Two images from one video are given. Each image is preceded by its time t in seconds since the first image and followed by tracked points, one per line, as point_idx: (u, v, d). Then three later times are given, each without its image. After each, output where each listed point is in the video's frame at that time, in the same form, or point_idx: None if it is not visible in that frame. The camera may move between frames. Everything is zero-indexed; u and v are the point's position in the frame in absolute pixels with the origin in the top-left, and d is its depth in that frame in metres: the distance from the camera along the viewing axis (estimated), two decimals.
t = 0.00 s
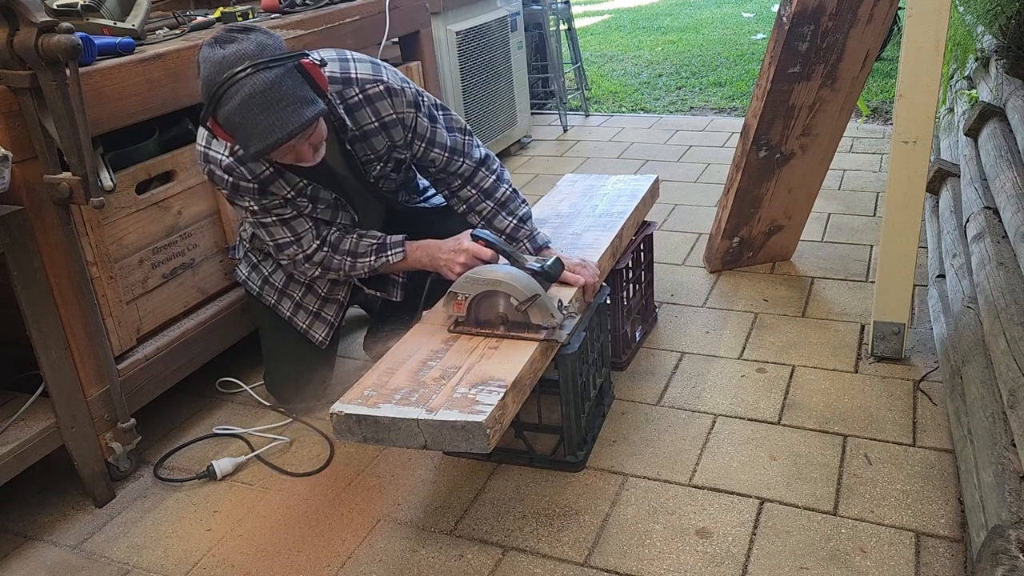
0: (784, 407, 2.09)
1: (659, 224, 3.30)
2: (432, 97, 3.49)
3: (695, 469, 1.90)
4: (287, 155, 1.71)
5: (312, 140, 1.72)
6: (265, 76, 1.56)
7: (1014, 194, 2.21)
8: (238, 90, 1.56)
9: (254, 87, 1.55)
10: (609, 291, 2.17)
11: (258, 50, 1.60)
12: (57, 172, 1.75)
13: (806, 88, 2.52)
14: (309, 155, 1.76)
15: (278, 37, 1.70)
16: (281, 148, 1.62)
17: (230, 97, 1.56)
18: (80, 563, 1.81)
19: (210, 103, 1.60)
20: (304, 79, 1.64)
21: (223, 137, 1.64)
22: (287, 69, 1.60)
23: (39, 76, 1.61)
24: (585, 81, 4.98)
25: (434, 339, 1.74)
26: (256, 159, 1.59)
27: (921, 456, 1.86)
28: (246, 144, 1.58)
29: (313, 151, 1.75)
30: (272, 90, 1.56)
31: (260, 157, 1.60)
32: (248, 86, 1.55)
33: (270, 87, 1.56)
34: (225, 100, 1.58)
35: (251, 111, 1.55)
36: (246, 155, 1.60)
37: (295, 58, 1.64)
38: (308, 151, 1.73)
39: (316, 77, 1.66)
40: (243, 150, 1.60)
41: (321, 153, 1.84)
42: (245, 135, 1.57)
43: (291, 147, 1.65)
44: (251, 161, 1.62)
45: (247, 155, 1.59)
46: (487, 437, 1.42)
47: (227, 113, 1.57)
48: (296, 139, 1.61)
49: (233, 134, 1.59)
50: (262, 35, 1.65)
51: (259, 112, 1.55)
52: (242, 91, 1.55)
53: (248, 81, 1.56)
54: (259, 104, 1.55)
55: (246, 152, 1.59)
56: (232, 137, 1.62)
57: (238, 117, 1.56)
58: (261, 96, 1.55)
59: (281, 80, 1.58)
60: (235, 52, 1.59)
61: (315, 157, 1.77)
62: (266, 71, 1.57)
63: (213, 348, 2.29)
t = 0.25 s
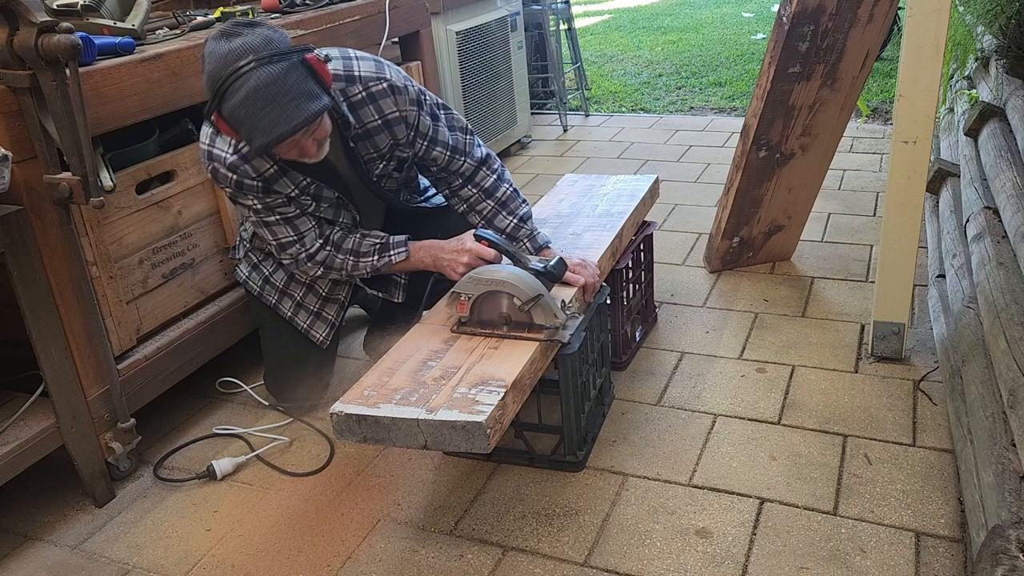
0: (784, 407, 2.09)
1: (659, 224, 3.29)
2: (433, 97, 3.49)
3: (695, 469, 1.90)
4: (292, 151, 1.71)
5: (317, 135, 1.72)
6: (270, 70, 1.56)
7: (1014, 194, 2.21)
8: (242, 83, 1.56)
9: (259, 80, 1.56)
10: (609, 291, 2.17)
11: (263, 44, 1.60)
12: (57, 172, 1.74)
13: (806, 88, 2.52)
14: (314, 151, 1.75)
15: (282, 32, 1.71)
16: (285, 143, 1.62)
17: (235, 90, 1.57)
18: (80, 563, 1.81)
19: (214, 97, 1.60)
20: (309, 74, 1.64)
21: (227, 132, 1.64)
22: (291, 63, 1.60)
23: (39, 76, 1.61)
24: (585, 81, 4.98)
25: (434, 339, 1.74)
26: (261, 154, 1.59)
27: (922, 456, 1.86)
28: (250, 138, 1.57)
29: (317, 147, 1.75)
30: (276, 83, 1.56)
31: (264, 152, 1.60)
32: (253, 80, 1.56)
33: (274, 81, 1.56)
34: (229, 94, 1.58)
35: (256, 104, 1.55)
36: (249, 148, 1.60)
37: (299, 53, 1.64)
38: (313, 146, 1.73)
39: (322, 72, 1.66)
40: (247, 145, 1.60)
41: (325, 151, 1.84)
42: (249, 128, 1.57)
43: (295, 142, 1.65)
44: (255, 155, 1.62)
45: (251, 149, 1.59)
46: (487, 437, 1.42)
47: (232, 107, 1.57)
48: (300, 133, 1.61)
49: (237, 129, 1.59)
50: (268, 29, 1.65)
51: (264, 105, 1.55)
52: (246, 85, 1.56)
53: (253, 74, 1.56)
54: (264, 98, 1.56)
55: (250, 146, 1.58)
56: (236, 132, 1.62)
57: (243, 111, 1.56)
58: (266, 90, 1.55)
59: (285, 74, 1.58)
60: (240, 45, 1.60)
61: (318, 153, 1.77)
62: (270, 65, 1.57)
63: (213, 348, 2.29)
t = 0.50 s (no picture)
0: (784, 407, 2.09)
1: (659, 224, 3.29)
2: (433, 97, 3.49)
3: (695, 469, 1.90)
4: (298, 144, 1.71)
5: (324, 128, 1.72)
6: (278, 61, 1.57)
7: (1014, 194, 2.21)
8: (250, 74, 1.56)
9: (267, 71, 1.56)
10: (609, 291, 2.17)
11: (270, 35, 1.61)
12: (57, 172, 1.74)
13: (806, 88, 2.52)
14: (320, 144, 1.75)
15: (290, 26, 1.72)
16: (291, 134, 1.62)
17: (242, 81, 1.57)
18: (80, 563, 1.81)
19: (222, 88, 1.60)
20: (317, 66, 1.65)
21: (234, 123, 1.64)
22: (299, 54, 1.61)
23: (39, 76, 1.61)
24: (586, 81, 4.98)
25: (434, 339, 1.74)
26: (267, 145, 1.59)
27: (921, 456, 1.86)
28: (257, 129, 1.57)
29: (323, 141, 1.75)
30: (284, 74, 1.56)
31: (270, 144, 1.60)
32: (260, 70, 1.56)
33: (282, 72, 1.57)
34: (236, 84, 1.58)
35: (263, 95, 1.56)
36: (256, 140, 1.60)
37: (307, 45, 1.65)
38: (318, 140, 1.73)
39: (330, 65, 1.66)
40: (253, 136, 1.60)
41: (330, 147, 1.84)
42: (256, 119, 1.57)
43: (301, 134, 1.65)
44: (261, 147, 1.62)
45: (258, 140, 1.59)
46: (487, 438, 1.42)
47: (240, 97, 1.57)
48: (307, 125, 1.61)
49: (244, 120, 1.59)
50: (276, 22, 1.66)
51: (271, 96, 1.56)
52: (254, 75, 1.56)
53: (261, 65, 1.56)
54: (272, 89, 1.56)
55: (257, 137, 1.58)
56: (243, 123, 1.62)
57: (250, 102, 1.56)
58: (273, 81, 1.56)
59: (293, 66, 1.58)
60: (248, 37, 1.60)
61: (324, 148, 1.77)
62: (278, 56, 1.58)
63: (213, 349, 2.29)
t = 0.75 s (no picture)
0: (784, 407, 2.09)
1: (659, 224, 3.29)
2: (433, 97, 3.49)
3: (695, 469, 1.90)
4: (302, 140, 1.72)
5: (328, 124, 1.73)
6: (284, 56, 1.57)
7: (1014, 194, 2.21)
8: (257, 69, 1.57)
9: (273, 66, 1.56)
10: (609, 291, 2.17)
11: (277, 31, 1.62)
12: (57, 172, 1.74)
13: (806, 88, 2.52)
14: (325, 140, 1.76)
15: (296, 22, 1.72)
16: (296, 130, 1.62)
17: (249, 76, 1.57)
18: (80, 563, 1.81)
19: (228, 82, 1.61)
20: (324, 62, 1.65)
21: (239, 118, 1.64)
22: (306, 50, 1.61)
23: (39, 76, 1.61)
24: (585, 81, 4.98)
25: (434, 339, 1.74)
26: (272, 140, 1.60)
27: (921, 456, 1.86)
28: (262, 124, 1.58)
29: (327, 137, 1.75)
30: (291, 70, 1.57)
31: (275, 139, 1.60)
32: (267, 65, 1.57)
33: (289, 67, 1.57)
34: (243, 79, 1.59)
35: (270, 90, 1.56)
36: (261, 135, 1.61)
37: (313, 41, 1.66)
38: (322, 136, 1.73)
39: (337, 61, 1.67)
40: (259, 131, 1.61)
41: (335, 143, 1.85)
42: (263, 114, 1.57)
43: (306, 130, 1.66)
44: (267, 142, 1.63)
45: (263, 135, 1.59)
46: (487, 438, 1.42)
47: (246, 92, 1.58)
48: (311, 121, 1.62)
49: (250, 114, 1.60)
50: (284, 18, 1.66)
51: (277, 90, 1.56)
52: (261, 70, 1.56)
53: (267, 60, 1.57)
54: (278, 84, 1.56)
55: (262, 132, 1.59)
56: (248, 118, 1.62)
57: (257, 96, 1.57)
58: (280, 76, 1.56)
59: (300, 61, 1.59)
60: (255, 32, 1.61)
61: (328, 145, 1.78)
62: (285, 52, 1.58)
63: (212, 349, 2.28)
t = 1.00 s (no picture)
0: (784, 407, 2.09)
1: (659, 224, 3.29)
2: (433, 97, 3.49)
3: (695, 469, 1.90)
4: (309, 138, 1.71)
5: (334, 123, 1.72)
6: (292, 54, 1.57)
7: (1014, 194, 2.21)
8: (265, 66, 1.57)
9: (282, 64, 1.56)
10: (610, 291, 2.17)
11: (285, 29, 1.62)
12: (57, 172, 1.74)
13: (806, 88, 2.52)
14: (331, 138, 1.76)
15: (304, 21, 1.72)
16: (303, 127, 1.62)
17: (257, 73, 1.57)
18: (80, 563, 1.81)
19: (236, 80, 1.61)
20: (331, 61, 1.65)
21: (247, 115, 1.64)
22: (314, 48, 1.61)
23: (39, 76, 1.61)
24: (585, 81, 4.98)
25: (435, 339, 1.74)
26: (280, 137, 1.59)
27: (921, 456, 1.86)
28: (271, 121, 1.58)
29: (333, 136, 1.75)
30: (299, 67, 1.57)
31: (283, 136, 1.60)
32: (276, 63, 1.56)
33: (297, 65, 1.57)
34: (251, 77, 1.59)
35: (278, 87, 1.56)
36: (269, 133, 1.60)
37: (321, 40, 1.66)
38: (328, 134, 1.73)
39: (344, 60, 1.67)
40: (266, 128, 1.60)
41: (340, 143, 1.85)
42: (271, 111, 1.57)
43: (313, 128, 1.65)
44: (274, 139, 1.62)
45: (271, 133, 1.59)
46: (487, 438, 1.42)
47: (255, 89, 1.57)
48: (319, 119, 1.61)
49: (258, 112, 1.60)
50: (292, 16, 1.67)
51: (286, 88, 1.56)
52: (270, 67, 1.56)
53: (276, 58, 1.57)
54: (286, 81, 1.56)
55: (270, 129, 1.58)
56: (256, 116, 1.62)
57: (265, 94, 1.57)
58: (288, 74, 1.56)
59: (308, 59, 1.59)
60: (264, 30, 1.61)
61: (334, 144, 1.78)
62: (293, 50, 1.58)
63: (212, 349, 2.29)
